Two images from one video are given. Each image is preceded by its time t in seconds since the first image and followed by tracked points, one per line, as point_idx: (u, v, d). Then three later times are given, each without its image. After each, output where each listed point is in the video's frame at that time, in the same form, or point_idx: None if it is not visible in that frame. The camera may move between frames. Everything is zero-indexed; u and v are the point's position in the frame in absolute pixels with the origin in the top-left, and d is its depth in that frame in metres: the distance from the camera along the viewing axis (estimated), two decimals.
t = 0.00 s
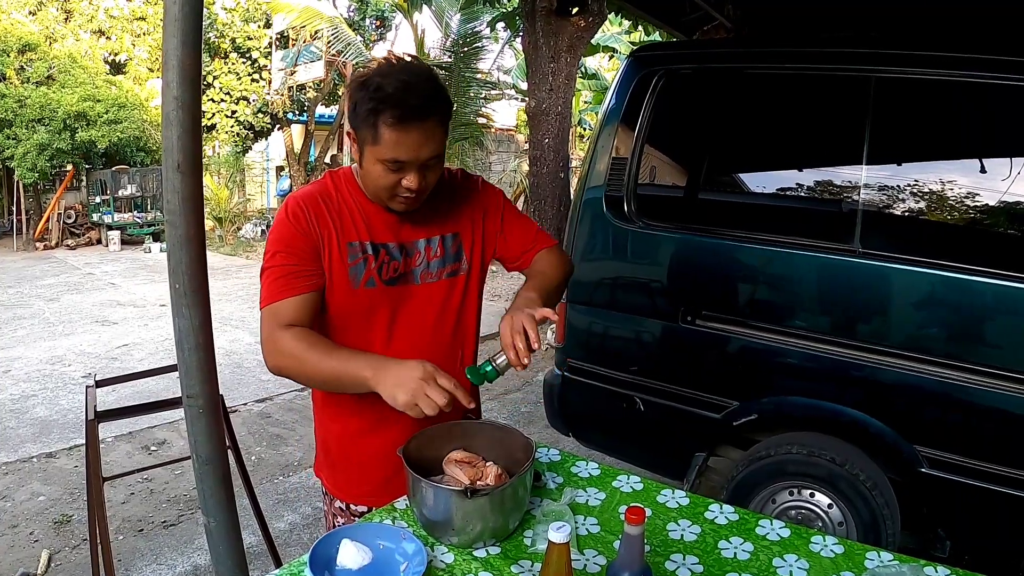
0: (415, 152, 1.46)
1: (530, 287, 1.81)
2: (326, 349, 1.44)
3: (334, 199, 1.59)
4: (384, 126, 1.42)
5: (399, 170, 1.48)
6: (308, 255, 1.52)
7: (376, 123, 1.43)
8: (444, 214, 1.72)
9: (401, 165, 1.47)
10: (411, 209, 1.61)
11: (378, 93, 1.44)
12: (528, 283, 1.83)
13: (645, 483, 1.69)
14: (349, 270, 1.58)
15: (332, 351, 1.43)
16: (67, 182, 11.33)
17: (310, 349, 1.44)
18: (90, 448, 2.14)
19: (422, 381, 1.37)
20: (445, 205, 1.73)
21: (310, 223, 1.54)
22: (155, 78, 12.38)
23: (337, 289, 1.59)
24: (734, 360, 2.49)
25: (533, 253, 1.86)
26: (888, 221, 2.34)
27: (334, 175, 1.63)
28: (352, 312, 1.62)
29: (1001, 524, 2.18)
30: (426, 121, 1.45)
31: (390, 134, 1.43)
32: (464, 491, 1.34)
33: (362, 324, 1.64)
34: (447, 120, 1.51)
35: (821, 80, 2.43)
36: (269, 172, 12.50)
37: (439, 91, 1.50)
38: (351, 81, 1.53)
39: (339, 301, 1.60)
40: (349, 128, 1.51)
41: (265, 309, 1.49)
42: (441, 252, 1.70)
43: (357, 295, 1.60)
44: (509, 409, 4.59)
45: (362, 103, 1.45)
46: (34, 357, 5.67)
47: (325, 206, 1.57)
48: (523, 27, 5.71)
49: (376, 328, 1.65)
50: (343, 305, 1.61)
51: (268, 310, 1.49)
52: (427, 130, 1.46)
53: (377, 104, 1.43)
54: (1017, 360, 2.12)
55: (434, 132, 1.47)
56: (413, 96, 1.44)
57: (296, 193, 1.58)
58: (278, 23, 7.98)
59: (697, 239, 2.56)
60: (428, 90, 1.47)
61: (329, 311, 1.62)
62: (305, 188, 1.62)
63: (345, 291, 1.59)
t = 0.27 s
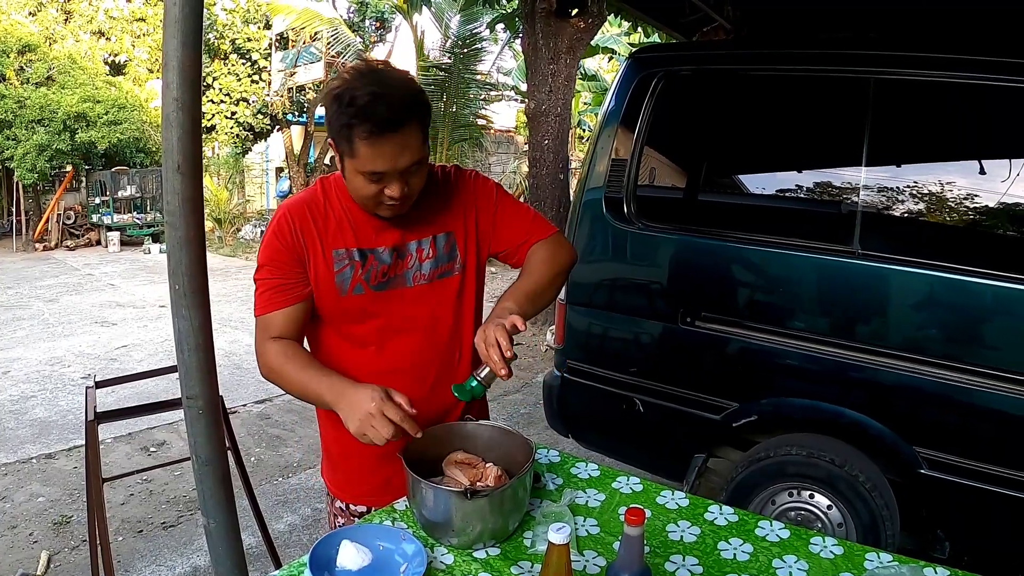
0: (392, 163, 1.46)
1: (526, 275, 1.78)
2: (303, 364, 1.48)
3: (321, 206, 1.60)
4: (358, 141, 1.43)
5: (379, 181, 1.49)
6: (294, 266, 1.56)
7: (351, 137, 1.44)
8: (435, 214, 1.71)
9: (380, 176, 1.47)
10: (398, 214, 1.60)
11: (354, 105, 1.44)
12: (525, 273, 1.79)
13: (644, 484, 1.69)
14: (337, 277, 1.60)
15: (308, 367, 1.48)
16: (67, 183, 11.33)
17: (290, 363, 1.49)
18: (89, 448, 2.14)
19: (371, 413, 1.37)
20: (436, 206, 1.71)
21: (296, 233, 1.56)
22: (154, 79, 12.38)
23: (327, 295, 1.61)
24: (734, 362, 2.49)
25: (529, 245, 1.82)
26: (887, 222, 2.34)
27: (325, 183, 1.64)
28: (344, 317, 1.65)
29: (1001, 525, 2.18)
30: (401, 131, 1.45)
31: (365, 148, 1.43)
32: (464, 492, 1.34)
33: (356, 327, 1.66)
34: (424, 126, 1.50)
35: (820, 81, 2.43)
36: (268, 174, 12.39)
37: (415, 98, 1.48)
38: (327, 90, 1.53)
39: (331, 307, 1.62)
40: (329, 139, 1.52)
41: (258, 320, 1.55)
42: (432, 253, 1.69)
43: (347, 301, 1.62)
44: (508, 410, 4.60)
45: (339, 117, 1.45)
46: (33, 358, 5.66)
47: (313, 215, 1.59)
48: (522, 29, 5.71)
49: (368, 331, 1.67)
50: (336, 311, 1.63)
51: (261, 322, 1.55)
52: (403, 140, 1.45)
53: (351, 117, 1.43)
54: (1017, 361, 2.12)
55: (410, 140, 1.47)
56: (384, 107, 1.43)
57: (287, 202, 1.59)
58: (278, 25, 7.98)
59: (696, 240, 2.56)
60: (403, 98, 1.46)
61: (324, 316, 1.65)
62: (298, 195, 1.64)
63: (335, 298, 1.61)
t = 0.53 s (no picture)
0: (377, 173, 1.46)
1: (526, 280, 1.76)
2: (296, 368, 1.52)
3: (316, 209, 1.61)
4: (342, 155, 1.44)
5: (367, 190, 1.49)
6: (291, 270, 1.59)
7: (336, 150, 1.44)
8: (430, 215, 1.70)
9: (368, 186, 1.48)
10: (391, 218, 1.60)
11: (337, 116, 1.43)
12: (523, 278, 1.77)
13: (644, 485, 1.69)
14: (332, 280, 1.61)
15: (300, 370, 1.52)
16: (67, 184, 11.34)
17: (284, 367, 1.53)
18: (90, 449, 2.15)
19: (352, 422, 1.39)
20: (432, 207, 1.70)
21: (291, 237, 1.58)
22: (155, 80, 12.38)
23: (324, 298, 1.62)
24: (734, 362, 2.49)
25: (526, 249, 1.80)
26: (888, 222, 2.34)
27: (322, 186, 1.65)
28: (343, 318, 1.66)
29: (1002, 526, 2.18)
30: (385, 141, 1.44)
31: (350, 160, 1.44)
32: (464, 492, 1.34)
33: (354, 327, 1.68)
34: (410, 132, 1.49)
35: (821, 81, 2.43)
36: (268, 175, 12.37)
37: (397, 107, 1.47)
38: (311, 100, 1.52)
39: (329, 309, 1.64)
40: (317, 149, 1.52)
41: (258, 323, 1.60)
42: (429, 255, 1.69)
43: (343, 303, 1.63)
44: (508, 411, 4.60)
45: (322, 128, 1.45)
46: (35, 358, 5.67)
47: (308, 219, 1.60)
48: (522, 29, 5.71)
49: (366, 333, 1.68)
50: (334, 313, 1.65)
51: (261, 324, 1.60)
52: (388, 150, 1.45)
53: (333, 129, 1.43)
54: (1018, 362, 2.12)
55: (395, 149, 1.46)
56: (366, 118, 1.42)
57: (285, 206, 1.61)
58: (278, 26, 7.98)
59: (696, 241, 2.56)
60: (386, 108, 1.45)
61: (324, 317, 1.67)
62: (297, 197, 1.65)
63: (332, 301, 1.63)
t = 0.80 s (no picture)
0: (379, 172, 1.46)
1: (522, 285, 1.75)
2: (298, 362, 1.53)
3: (319, 208, 1.61)
4: (344, 152, 1.44)
5: (369, 188, 1.49)
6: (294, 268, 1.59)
7: (339, 148, 1.44)
8: (431, 215, 1.70)
9: (369, 184, 1.48)
10: (392, 218, 1.60)
11: (341, 114, 1.43)
12: (519, 282, 1.76)
13: (644, 485, 1.69)
14: (334, 278, 1.61)
15: (302, 364, 1.53)
16: (67, 184, 11.34)
17: (286, 361, 1.53)
18: (89, 449, 2.14)
19: (355, 400, 1.41)
20: (433, 207, 1.70)
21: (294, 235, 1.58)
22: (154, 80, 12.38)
23: (325, 296, 1.62)
24: (734, 362, 2.49)
25: (524, 253, 1.80)
26: (888, 222, 2.34)
27: (324, 185, 1.65)
28: (344, 317, 1.66)
29: (1002, 526, 2.18)
30: (388, 140, 1.44)
31: (353, 158, 1.44)
32: (463, 493, 1.34)
33: (354, 327, 1.68)
34: (412, 134, 1.49)
35: (820, 81, 2.43)
36: (268, 175, 12.40)
37: (401, 107, 1.48)
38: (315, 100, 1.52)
39: (331, 307, 1.64)
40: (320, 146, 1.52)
41: (260, 321, 1.60)
42: (430, 255, 1.69)
43: (345, 301, 1.63)
44: (508, 411, 4.60)
45: (326, 125, 1.45)
46: (34, 358, 5.67)
47: (310, 219, 1.60)
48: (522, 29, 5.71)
49: (367, 332, 1.68)
50: (336, 311, 1.65)
51: (263, 323, 1.60)
52: (391, 149, 1.45)
53: (337, 126, 1.43)
54: (1018, 362, 2.12)
55: (398, 148, 1.46)
56: (370, 117, 1.42)
57: (287, 204, 1.61)
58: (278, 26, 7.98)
59: (695, 240, 2.56)
60: (390, 107, 1.45)
61: (325, 315, 1.67)
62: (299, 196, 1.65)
63: (333, 299, 1.63)
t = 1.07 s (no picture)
0: (396, 164, 1.47)
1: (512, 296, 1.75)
2: (346, 352, 1.51)
3: (330, 204, 1.61)
4: (366, 140, 1.44)
5: (384, 181, 1.50)
6: (307, 262, 1.57)
7: (361, 136, 1.45)
8: (439, 216, 1.71)
9: (386, 176, 1.48)
10: (401, 214, 1.61)
11: (366, 104, 1.45)
12: (511, 289, 1.76)
13: (644, 487, 1.69)
14: (343, 273, 1.61)
15: (350, 351, 1.50)
16: (67, 185, 11.34)
17: (333, 352, 1.50)
18: (89, 450, 2.14)
19: (436, 366, 1.45)
20: (441, 209, 1.71)
21: (307, 229, 1.57)
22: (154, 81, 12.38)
23: (334, 292, 1.62)
24: (733, 364, 2.50)
25: (520, 261, 1.79)
26: (888, 224, 2.34)
27: (335, 182, 1.65)
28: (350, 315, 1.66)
29: (1001, 527, 2.18)
30: (410, 133, 1.46)
31: (374, 147, 1.44)
32: (463, 494, 1.34)
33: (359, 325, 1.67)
34: (432, 130, 1.51)
35: (820, 83, 2.43)
36: (268, 176, 12.42)
37: (424, 103, 1.50)
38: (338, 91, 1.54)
39: (338, 304, 1.63)
40: (339, 137, 1.53)
41: (276, 319, 1.55)
42: (436, 255, 1.70)
43: (352, 297, 1.63)
44: (508, 413, 4.60)
45: (351, 114, 1.47)
46: (34, 359, 5.67)
47: (323, 214, 1.60)
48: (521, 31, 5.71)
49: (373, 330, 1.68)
50: (342, 309, 1.64)
51: (280, 318, 1.55)
52: (411, 142, 1.46)
53: (362, 116, 1.44)
54: (1018, 363, 2.12)
55: (418, 143, 1.48)
56: (394, 109, 1.44)
57: (298, 200, 1.61)
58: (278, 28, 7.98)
59: (695, 242, 2.57)
60: (414, 101, 1.47)
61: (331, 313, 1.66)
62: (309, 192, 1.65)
63: (341, 295, 1.62)
